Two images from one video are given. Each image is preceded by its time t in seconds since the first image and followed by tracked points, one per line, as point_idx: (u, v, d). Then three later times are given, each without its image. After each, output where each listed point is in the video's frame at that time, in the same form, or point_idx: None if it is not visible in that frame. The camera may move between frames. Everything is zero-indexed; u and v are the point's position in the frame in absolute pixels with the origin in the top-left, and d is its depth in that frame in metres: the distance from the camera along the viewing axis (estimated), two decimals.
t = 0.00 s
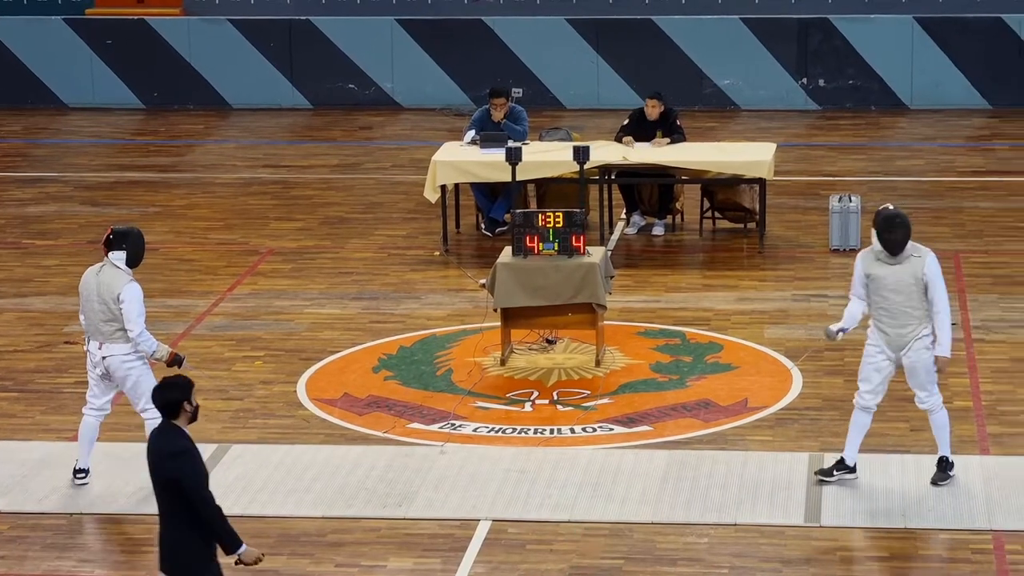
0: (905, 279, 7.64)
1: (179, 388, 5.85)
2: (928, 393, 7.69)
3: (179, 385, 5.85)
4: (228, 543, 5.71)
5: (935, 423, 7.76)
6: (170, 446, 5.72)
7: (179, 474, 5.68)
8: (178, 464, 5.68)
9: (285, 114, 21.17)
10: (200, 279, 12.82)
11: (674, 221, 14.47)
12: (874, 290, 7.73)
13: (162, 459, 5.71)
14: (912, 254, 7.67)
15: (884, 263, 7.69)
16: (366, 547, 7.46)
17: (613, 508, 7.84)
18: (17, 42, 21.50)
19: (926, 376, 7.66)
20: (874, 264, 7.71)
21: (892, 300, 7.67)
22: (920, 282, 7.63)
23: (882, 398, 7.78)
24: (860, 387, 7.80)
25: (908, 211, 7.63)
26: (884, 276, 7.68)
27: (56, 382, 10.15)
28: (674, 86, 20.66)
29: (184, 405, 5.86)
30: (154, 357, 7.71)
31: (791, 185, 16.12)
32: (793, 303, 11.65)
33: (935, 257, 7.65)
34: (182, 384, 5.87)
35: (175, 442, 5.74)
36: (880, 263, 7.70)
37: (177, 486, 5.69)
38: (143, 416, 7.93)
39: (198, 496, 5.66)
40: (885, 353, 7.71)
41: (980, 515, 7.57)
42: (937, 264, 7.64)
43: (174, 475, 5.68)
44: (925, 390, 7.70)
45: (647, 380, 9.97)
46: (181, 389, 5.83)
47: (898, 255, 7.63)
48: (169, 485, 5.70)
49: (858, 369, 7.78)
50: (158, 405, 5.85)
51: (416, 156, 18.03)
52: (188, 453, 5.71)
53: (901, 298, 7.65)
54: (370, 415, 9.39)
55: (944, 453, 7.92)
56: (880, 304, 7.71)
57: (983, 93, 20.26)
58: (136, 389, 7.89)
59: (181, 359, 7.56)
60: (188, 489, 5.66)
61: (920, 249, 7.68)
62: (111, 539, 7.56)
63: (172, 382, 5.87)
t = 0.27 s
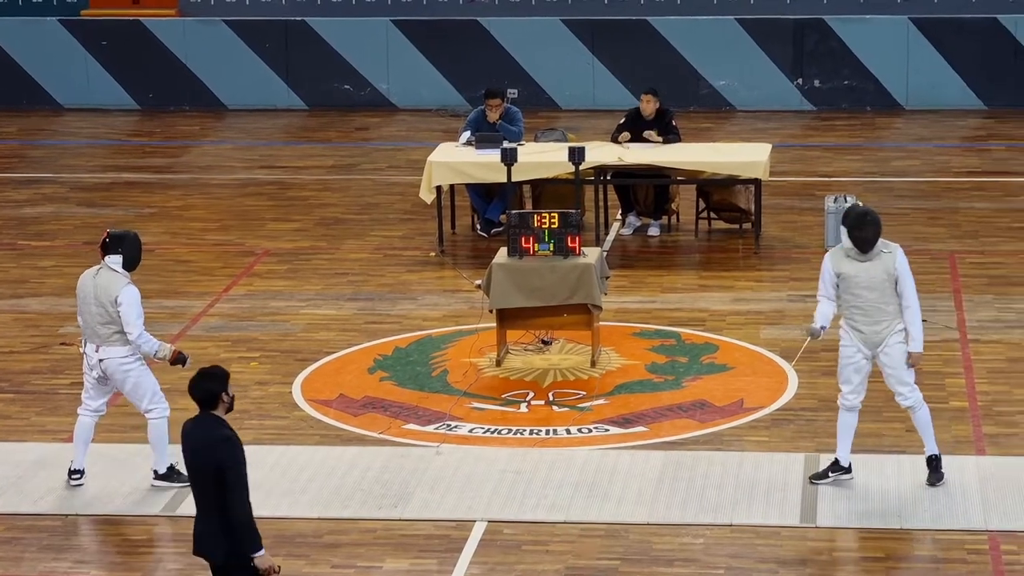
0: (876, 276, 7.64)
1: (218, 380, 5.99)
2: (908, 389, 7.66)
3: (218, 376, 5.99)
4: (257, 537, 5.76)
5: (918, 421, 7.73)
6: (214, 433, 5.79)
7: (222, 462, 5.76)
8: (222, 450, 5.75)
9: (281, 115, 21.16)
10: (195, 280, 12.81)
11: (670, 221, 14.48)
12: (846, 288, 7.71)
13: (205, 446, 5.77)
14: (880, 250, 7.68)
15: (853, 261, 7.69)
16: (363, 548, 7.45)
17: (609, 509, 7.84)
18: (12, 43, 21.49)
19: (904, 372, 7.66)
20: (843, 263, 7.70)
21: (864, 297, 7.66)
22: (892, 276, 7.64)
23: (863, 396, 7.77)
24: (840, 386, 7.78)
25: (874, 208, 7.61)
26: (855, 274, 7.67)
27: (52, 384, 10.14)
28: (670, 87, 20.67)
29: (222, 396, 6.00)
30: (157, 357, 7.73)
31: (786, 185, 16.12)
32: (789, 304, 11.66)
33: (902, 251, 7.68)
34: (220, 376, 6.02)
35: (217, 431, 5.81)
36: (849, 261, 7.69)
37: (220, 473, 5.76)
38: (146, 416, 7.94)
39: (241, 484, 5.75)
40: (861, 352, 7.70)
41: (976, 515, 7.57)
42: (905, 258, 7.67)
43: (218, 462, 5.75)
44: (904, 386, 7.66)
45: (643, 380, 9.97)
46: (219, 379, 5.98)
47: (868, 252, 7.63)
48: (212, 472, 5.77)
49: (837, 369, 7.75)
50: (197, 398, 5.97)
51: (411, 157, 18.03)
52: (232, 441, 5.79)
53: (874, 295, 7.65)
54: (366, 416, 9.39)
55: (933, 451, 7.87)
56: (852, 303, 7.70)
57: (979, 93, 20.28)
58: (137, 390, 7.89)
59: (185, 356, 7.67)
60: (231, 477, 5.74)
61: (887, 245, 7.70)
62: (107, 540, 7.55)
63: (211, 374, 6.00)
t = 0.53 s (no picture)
0: (851, 274, 7.66)
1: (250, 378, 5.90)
2: (887, 389, 7.65)
3: (250, 374, 5.90)
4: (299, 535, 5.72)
5: (896, 422, 7.73)
6: (255, 431, 5.76)
7: (267, 458, 5.72)
8: (267, 447, 5.72)
9: (274, 115, 21.15)
10: (188, 280, 12.81)
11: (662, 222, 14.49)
12: (824, 288, 7.73)
13: (247, 442, 5.72)
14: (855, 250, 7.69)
15: (829, 262, 7.71)
16: (356, 549, 7.45)
17: (602, 509, 7.84)
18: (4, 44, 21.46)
19: (885, 371, 7.66)
20: (819, 263, 7.73)
21: (842, 297, 7.68)
22: (867, 275, 7.65)
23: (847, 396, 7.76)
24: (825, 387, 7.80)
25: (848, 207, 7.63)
26: (830, 276, 7.70)
27: (45, 384, 10.13)
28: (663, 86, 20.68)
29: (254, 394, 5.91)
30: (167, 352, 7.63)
31: (779, 185, 16.13)
32: (782, 303, 11.67)
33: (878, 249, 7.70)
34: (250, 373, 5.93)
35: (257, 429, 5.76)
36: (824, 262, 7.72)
37: (263, 470, 5.72)
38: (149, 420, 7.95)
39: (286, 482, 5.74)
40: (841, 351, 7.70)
41: (968, 516, 7.58)
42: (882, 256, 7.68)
43: (263, 458, 5.71)
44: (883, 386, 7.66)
45: (636, 380, 9.97)
46: (250, 380, 5.86)
47: (842, 251, 7.66)
48: (255, 469, 5.72)
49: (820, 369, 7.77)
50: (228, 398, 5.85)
51: (404, 157, 18.02)
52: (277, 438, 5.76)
53: (853, 294, 7.67)
54: (359, 417, 9.38)
55: (910, 452, 7.89)
56: (829, 303, 7.72)
57: (971, 93, 20.30)
58: (138, 395, 7.90)
59: (195, 346, 7.52)
60: (275, 475, 5.71)
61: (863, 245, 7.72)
62: (100, 541, 7.55)
63: (241, 372, 5.89)
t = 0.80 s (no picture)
0: (835, 275, 7.65)
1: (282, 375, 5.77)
2: (874, 389, 7.65)
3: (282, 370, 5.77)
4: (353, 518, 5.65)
5: (889, 422, 7.70)
6: (290, 430, 5.66)
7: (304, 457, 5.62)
8: (303, 446, 5.62)
9: (265, 116, 21.14)
10: (180, 281, 12.79)
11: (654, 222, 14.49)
12: (811, 289, 7.76)
13: (282, 442, 5.63)
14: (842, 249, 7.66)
15: (814, 263, 7.71)
16: (347, 549, 7.45)
17: (593, 510, 7.84)
18: None
19: (872, 373, 7.65)
20: (805, 263, 7.74)
21: (827, 298, 7.69)
22: (852, 275, 7.63)
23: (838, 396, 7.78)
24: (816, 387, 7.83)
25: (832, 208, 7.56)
26: (815, 277, 7.70)
27: (36, 385, 10.11)
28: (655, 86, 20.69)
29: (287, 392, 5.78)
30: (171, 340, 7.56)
31: (771, 186, 16.14)
32: (773, 304, 11.68)
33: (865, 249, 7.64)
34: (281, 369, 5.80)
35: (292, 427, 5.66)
36: (810, 261, 7.73)
37: (301, 469, 5.63)
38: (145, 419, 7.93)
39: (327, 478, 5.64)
40: (830, 352, 7.72)
41: (959, 516, 7.58)
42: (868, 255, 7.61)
43: (300, 458, 5.62)
44: (870, 386, 7.65)
45: (627, 381, 9.97)
46: (282, 378, 5.73)
47: (825, 252, 7.64)
48: (292, 468, 5.63)
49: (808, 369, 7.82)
50: (261, 398, 5.73)
51: (395, 158, 18.01)
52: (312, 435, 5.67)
53: (838, 295, 7.67)
54: (350, 418, 9.38)
55: (906, 449, 7.81)
56: (816, 303, 7.74)
57: (962, 93, 20.32)
58: (133, 394, 7.88)
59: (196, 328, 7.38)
60: (314, 474, 5.62)
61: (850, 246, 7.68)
62: (92, 542, 7.54)
63: (271, 371, 5.76)
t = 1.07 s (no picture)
0: (830, 279, 7.66)
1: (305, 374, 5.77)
2: (866, 396, 7.67)
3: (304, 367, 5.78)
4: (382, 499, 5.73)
5: (880, 428, 7.75)
6: (314, 429, 5.69)
7: (329, 457, 5.66)
8: (327, 445, 5.65)
9: (256, 117, 21.12)
10: (171, 282, 12.78)
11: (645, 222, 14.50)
12: (807, 291, 7.78)
13: (307, 441, 5.65)
14: (838, 253, 7.65)
15: (809, 265, 7.72)
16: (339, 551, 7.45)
17: (585, 510, 7.84)
18: None
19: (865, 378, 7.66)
20: (803, 265, 7.76)
21: (822, 301, 7.70)
22: (846, 280, 7.63)
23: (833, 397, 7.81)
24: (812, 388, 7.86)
25: (828, 212, 7.57)
26: (811, 280, 7.72)
27: (27, 387, 10.10)
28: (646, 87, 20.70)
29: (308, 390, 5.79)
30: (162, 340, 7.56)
31: (762, 186, 16.15)
32: (764, 304, 11.69)
33: (861, 254, 7.63)
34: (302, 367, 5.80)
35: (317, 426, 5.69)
36: (805, 264, 7.74)
37: (326, 468, 5.67)
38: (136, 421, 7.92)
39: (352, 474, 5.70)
40: (824, 354, 7.75)
41: (950, 516, 7.60)
42: (862, 261, 7.60)
43: (325, 457, 5.65)
44: (863, 393, 7.68)
45: (619, 381, 9.97)
46: (308, 377, 5.73)
47: (819, 256, 7.65)
48: (317, 467, 5.66)
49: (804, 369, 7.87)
50: (285, 397, 5.72)
51: (386, 159, 18.00)
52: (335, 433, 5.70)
53: (832, 299, 7.68)
54: (342, 419, 9.37)
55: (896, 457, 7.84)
56: (813, 306, 7.77)
57: (952, 93, 20.36)
58: (125, 395, 7.88)
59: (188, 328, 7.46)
60: (340, 472, 5.66)
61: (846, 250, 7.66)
62: (83, 544, 7.53)
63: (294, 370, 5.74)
